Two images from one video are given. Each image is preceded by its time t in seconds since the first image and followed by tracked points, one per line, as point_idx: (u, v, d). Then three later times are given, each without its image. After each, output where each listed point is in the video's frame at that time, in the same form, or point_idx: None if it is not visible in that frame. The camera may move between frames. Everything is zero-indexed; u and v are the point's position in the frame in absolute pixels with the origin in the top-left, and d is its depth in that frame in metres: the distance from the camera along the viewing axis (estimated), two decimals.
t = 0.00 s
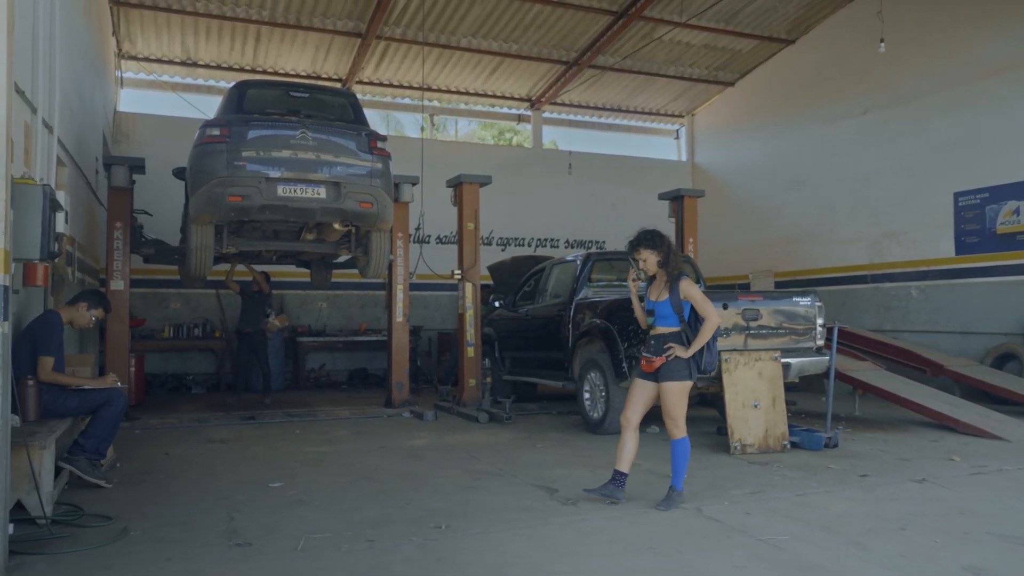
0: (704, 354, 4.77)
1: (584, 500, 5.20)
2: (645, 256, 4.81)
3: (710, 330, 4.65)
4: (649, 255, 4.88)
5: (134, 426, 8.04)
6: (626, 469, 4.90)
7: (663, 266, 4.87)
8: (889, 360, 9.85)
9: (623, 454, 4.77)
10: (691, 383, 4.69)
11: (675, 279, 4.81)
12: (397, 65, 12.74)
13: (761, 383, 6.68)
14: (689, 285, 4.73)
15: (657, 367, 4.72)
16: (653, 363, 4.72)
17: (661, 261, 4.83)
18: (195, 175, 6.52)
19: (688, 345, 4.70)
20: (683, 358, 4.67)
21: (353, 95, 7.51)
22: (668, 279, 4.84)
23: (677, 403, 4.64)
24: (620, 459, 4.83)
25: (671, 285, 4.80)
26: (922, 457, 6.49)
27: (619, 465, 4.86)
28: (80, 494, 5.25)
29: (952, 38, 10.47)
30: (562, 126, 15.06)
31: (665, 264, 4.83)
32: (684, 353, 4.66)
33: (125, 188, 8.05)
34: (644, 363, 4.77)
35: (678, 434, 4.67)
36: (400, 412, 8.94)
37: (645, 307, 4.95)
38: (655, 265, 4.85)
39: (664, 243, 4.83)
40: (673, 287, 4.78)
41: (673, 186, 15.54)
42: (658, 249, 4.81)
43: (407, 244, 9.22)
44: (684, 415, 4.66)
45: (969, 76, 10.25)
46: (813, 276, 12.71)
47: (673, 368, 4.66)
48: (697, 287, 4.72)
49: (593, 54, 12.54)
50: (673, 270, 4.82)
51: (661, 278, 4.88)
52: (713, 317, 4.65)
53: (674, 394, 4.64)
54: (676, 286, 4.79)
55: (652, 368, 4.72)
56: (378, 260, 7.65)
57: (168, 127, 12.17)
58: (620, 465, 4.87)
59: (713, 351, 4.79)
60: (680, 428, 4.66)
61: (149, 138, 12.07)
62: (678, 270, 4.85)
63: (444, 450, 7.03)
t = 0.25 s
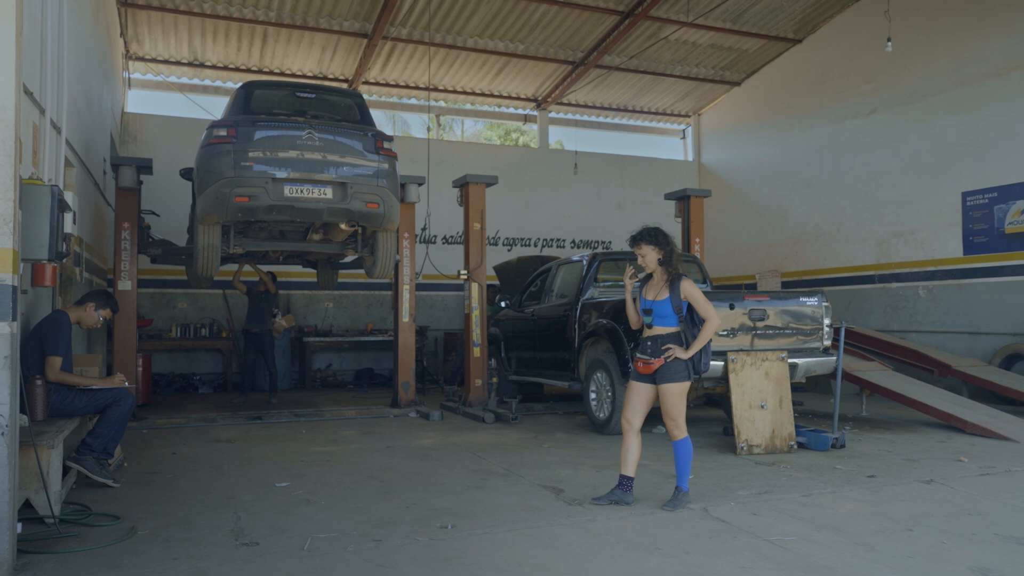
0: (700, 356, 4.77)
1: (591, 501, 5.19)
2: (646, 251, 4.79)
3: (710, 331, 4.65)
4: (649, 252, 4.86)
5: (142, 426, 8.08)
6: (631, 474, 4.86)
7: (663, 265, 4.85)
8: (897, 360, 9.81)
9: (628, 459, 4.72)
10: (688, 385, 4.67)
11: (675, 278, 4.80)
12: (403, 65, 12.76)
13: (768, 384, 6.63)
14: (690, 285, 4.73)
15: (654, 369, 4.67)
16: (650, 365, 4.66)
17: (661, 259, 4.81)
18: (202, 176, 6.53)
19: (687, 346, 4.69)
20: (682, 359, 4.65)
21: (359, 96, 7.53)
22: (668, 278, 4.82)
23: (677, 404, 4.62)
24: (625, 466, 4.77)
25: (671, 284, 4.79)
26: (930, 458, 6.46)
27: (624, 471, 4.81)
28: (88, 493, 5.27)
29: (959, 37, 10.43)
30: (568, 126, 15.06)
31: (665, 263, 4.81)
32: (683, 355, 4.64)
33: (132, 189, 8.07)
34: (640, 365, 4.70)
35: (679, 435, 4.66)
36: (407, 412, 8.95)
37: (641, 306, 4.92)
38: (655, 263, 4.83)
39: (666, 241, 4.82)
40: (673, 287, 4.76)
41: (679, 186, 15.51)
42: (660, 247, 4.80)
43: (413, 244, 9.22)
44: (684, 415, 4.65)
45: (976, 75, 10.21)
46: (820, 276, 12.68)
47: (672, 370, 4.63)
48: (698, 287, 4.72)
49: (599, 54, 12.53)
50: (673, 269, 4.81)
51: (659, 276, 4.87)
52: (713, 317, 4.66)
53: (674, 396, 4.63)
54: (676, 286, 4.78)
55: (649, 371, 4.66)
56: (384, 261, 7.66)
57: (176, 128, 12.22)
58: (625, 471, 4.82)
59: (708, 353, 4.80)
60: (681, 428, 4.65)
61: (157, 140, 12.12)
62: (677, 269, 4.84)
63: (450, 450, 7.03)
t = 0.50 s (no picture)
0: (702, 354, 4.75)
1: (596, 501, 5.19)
2: (644, 248, 4.81)
3: (711, 330, 4.63)
4: (648, 249, 4.88)
5: (148, 426, 8.10)
6: (637, 475, 4.86)
7: (662, 263, 4.85)
8: (904, 361, 9.78)
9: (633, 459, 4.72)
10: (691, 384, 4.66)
11: (674, 277, 4.79)
12: (408, 66, 12.77)
13: (774, 384, 6.63)
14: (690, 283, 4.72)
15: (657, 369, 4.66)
16: (653, 365, 4.65)
17: (660, 257, 4.81)
18: (208, 176, 6.55)
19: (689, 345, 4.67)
20: (684, 359, 4.64)
21: (364, 96, 7.54)
22: (668, 277, 4.80)
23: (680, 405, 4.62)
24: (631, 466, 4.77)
25: (671, 283, 4.78)
26: (936, 458, 6.45)
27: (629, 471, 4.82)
28: (95, 493, 5.29)
29: (966, 36, 10.40)
30: (573, 126, 15.06)
31: (664, 261, 4.80)
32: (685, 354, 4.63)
33: (138, 189, 8.10)
34: (643, 365, 4.69)
35: (681, 435, 4.65)
36: (412, 412, 8.96)
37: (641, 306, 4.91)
38: (653, 260, 4.83)
39: (665, 238, 4.83)
40: (673, 286, 4.75)
41: (684, 185, 15.50)
42: (659, 243, 4.81)
43: (418, 244, 9.22)
44: (686, 415, 4.64)
45: (983, 74, 10.17)
46: (826, 275, 12.65)
47: (675, 370, 4.62)
48: (698, 285, 4.71)
49: (604, 54, 12.53)
50: (672, 267, 4.79)
51: (659, 275, 4.86)
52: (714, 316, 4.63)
53: (678, 396, 4.62)
54: (676, 285, 4.76)
55: (653, 370, 4.65)
56: (389, 261, 7.67)
57: (182, 128, 12.25)
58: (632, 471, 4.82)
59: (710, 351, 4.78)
60: (683, 428, 4.64)
61: (163, 140, 12.15)
62: (677, 268, 4.83)
63: (455, 450, 7.03)
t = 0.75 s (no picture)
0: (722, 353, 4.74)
1: (604, 501, 5.18)
2: (656, 251, 4.78)
3: (728, 329, 4.62)
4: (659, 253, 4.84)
5: (157, 425, 8.13)
6: (647, 474, 4.86)
7: (675, 266, 4.82)
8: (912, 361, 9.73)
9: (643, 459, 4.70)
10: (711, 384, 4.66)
11: (687, 278, 4.78)
12: (415, 66, 12.79)
13: (782, 385, 6.58)
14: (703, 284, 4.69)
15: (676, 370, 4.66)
16: (671, 367, 4.65)
17: (672, 260, 4.77)
18: (216, 176, 6.56)
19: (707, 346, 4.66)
20: (703, 359, 4.63)
21: (371, 97, 7.56)
22: (681, 279, 4.79)
23: (697, 405, 4.61)
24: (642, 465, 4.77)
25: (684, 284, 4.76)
26: (946, 459, 6.42)
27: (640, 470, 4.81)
28: (104, 492, 5.32)
29: (976, 35, 10.34)
30: (580, 127, 15.06)
31: (676, 263, 4.78)
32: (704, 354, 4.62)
33: (147, 190, 8.14)
34: (662, 367, 4.70)
35: (696, 436, 4.65)
36: (420, 412, 8.97)
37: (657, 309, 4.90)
38: (665, 263, 4.80)
39: (676, 241, 4.80)
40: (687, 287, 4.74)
41: (692, 186, 15.47)
42: (670, 246, 4.78)
43: (425, 245, 9.23)
44: (703, 416, 4.63)
45: (992, 73, 10.12)
46: (834, 276, 12.61)
47: (694, 370, 4.62)
48: (712, 286, 4.69)
49: (612, 53, 12.51)
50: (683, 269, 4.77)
51: (671, 277, 4.84)
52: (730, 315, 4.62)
53: (696, 395, 4.61)
54: (689, 286, 4.76)
55: (671, 372, 4.66)
56: (397, 261, 7.68)
57: (191, 130, 12.30)
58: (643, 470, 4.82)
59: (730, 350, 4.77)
60: (699, 429, 4.63)
61: (171, 142, 12.20)
62: (688, 270, 4.81)
63: (462, 450, 7.04)
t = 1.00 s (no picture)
0: (729, 354, 4.71)
1: (610, 501, 5.18)
2: (672, 248, 4.81)
3: (734, 330, 4.59)
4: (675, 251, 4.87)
5: (165, 425, 8.16)
6: (667, 470, 4.90)
7: (687, 265, 4.83)
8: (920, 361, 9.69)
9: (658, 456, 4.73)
10: (716, 384, 4.64)
11: (697, 278, 4.77)
12: (422, 66, 12.80)
13: (790, 385, 6.60)
14: (712, 284, 4.68)
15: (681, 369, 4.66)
16: (677, 366, 4.65)
17: (686, 258, 4.80)
18: (224, 177, 6.59)
19: (713, 346, 4.64)
20: (708, 359, 4.61)
21: (379, 96, 7.56)
22: (690, 278, 4.78)
23: (703, 404, 4.61)
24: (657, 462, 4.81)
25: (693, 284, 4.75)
26: (954, 460, 6.39)
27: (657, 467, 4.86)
28: (112, 491, 5.34)
29: (985, 34, 10.29)
30: (587, 126, 15.04)
31: (688, 262, 4.79)
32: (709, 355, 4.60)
33: (154, 190, 8.17)
34: (667, 365, 4.70)
35: (703, 436, 4.65)
36: (426, 412, 8.97)
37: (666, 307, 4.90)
38: (679, 261, 4.82)
39: (693, 240, 4.81)
40: (695, 287, 4.73)
41: (699, 185, 15.44)
42: (686, 245, 4.79)
43: (432, 245, 9.24)
44: (710, 416, 4.63)
45: (1002, 72, 10.06)
46: (841, 275, 12.56)
47: (699, 370, 4.61)
48: (720, 287, 4.67)
49: (618, 53, 12.50)
50: (695, 268, 4.77)
51: (683, 276, 4.84)
52: (737, 317, 4.59)
53: (702, 395, 4.61)
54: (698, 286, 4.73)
55: (676, 371, 4.65)
56: (404, 261, 7.69)
57: (198, 130, 12.34)
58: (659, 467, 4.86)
59: (737, 352, 4.74)
60: (706, 429, 4.63)
61: (179, 142, 12.24)
62: (701, 269, 4.81)
63: (469, 450, 7.04)
